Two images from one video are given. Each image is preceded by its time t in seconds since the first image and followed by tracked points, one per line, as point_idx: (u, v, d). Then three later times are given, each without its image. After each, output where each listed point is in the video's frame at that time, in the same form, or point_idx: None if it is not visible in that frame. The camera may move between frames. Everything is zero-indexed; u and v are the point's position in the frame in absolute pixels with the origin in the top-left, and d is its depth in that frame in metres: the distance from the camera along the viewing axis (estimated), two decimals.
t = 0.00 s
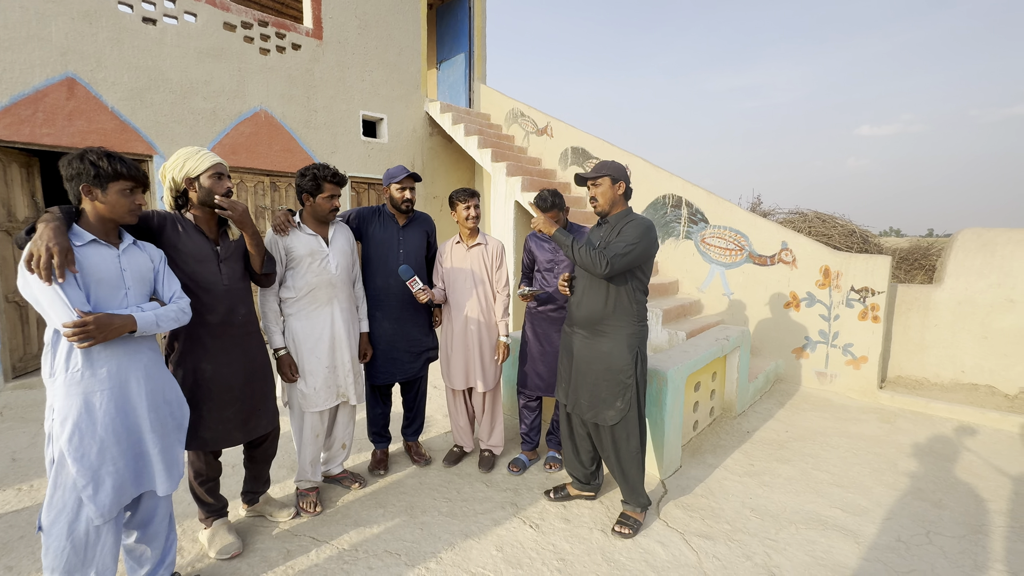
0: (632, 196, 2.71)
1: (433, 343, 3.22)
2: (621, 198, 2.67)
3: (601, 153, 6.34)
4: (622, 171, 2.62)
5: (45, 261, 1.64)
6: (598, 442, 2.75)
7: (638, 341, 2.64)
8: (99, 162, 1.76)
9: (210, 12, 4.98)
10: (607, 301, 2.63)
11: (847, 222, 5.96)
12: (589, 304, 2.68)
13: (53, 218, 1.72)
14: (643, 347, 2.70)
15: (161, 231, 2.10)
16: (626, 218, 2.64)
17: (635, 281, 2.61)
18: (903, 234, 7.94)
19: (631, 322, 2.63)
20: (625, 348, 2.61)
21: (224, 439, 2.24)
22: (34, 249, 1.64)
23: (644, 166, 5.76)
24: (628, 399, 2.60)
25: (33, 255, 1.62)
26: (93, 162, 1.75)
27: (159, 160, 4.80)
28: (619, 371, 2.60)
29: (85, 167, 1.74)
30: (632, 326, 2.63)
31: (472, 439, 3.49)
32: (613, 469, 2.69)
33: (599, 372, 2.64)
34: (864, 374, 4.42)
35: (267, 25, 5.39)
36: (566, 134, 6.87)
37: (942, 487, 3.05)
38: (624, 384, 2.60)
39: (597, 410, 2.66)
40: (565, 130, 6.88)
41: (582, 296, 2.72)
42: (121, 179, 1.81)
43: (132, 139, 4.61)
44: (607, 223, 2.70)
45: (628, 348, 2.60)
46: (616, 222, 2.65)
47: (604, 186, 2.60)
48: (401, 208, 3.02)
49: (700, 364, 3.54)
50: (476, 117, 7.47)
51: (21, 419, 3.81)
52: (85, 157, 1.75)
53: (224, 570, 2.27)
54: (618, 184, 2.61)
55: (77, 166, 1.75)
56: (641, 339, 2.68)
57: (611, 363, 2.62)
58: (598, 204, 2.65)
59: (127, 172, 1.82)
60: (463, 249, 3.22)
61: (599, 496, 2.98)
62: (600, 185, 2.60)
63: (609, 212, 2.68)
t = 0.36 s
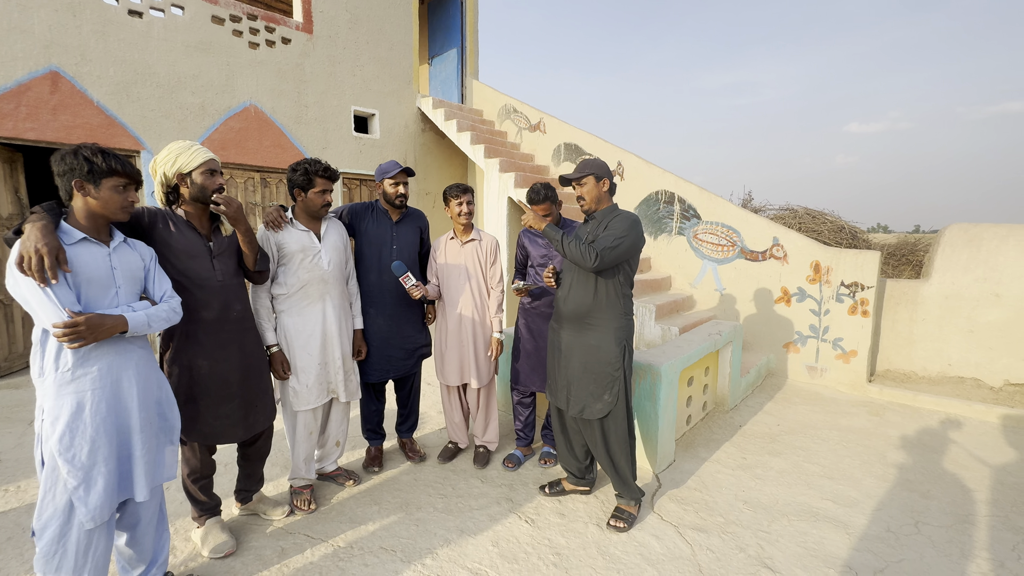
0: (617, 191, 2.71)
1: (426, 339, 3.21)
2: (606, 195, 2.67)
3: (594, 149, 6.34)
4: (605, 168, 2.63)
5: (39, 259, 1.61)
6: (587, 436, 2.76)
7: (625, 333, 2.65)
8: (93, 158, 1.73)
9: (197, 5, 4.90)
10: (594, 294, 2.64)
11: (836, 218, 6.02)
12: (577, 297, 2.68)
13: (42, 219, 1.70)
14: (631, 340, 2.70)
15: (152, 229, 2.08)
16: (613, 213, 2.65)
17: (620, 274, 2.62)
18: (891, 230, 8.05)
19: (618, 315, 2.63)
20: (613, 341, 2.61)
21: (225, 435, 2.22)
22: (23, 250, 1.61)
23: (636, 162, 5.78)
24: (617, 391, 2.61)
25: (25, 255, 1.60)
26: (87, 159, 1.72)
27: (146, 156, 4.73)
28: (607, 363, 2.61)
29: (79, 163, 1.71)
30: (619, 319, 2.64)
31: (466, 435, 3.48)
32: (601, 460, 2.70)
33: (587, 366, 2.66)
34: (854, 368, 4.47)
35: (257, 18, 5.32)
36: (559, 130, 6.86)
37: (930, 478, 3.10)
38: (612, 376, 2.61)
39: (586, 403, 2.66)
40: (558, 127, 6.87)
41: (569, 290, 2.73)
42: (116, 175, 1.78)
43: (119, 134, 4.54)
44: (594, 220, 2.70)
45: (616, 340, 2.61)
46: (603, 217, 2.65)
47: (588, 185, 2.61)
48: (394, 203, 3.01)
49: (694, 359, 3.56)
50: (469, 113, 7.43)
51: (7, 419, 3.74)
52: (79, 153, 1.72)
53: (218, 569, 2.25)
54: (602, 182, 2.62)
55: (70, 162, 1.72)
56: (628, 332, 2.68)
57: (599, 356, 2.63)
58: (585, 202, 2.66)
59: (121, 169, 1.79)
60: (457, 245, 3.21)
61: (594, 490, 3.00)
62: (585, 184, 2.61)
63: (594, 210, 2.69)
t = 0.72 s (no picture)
0: (602, 188, 2.70)
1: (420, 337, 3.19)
2: (593, 192, 2.67)
3: (588, 146, 6.33)
4: (591, 166, 2.61)
5: (34, 262, 1.60)
6: (584, 433, 2.75)
7: (619, 329, 2.66)
8: (79, 156, 1.71)
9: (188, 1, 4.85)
10: (587, 291, 2.64)
11: (830, 215, 6.04)
12: (570, 294, 2.68)
13: (31, 220, 1.67)
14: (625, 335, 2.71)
15: (138, 227, 2.05)
16: (601, 209, 2.65)
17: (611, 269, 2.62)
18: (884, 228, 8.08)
19: (612, 311, 2.64)
20: (607, 337, 2.62)
21: (208, 436, 2.20)
22: (18, 254, 1.59)
23: (631, 160, 5.78)
24: (613, 386, 2.61)
25: (21, 258, 1.58)
26: (74, 156, 1.70)
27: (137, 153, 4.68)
28: (602, 360, 2.61)
29: (65, 162, 1.69)
30: (612, 314, 2.64)
31: (461, 433, 3.47)
32: (598, 459, 2.70)
33: (582, 363, 2.65)
34: (847, 364, 4.49)
35: (248, 14, 5.28)
36: (554, 128, 6.85)
37: (922, 473, 3.12)
38: (608, 373, 2.61)
39: (582, 400, 2.66)
40: (552, 124, 6.86)
41: (562, 288, 2.72)
42: (103, 174, 1.76)
43: (109, 132, 4.50)
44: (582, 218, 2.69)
45: (610, 336, 2.62)
46: (592, 214, 2.65)
47: (575, 184, 2.58)
48: (388, 200, 2.98)
49: (688, 356, 3.56)
50: (463, 110, 7.40)
51: None
52: (64, 152, 1.69)
53: (210, 569, 2.23)
54: (588, 180, 2.60)
55: (57, 161, 1.69)
56: (622, 327, 2.68)
57: (594, 353, 2.63)
58: (572, 201, 2.64)
59: (108, 167, 1.77)
60: (452, 243, 3.20)
61: (589, 487, 2.99)
62: (571, 183, 2.58)
63: (582, 208, 2.69)
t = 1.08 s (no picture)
0: (593, 188, 2.70)
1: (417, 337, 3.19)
2: (582, 193, 2.66)
3: (587, 146, 6.32)
4: (580, 167, 2.60)
5: (35, 265, 1.60)
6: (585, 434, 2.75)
7: (617, 329, 2.65)
8: (73, 158, 1.71)
9: (186, 1, 4.85)
10: (584, 293, 2.62)
11: (831, 215, 6.02)
12: (568, 296, 2.66)
13: (26, 222, 1.67)
14: (623, 334, 2.71)
15: (130, 229, 2.04)
16: (592, 209, 2.64)
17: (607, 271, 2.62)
18: (885, 227, 8.04)
19: (610, 312, 2.64)
20: (606, 338, 2.61)
21: (196, 438, 2.18)
22: (19, 256, 1.59)
23: (630, 159, 5.77)
24: (613, 387, 2.60)
25: (22, 261, 1.58)
26: (68, 157, 1.70)
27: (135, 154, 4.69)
28: (601, 361, 2.60)
29: (59, 164, 1.69)
30: (611, 315, 2.64)
31: (460, 433, 3.47)
32: (598, 460, 2.69)
33: (581, 365, 2.64)
34: (847, 363, 4.48)
35: (247, 14, 5.27)
36: (553, 127, 6.84)
37: (921, 473, 3.11)
38: (607, 374, 2.60)
39: (583, 402, 2.65)
40: (552, 124, 6.85)
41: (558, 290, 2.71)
42: (97, 175, 1.76)
43: (108, 132, 4.50)
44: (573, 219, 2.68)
45: (609, 337, 2.61)
46: (582, 215, 2.64)
47: (563, 185, 2.58)
48: (385, 201, 2.98)
49: (686, 356, 3.55)
50: (462, 109, 7.40)
51: None
52: (58, 154, 1.69)
53: (207, 569, 2.23)
54: (577, 181, 2.59)
55: (50, 164, 1.69)
56: (620, 327, 2.68)
57: (593, 354, 2.62)
58: (560, 202, 2.64)
59: (102, 169, 1.77)
60: (452, 243, 3.20)
61: (587, 488, 2.99)
62: (560, 185, 2.58)
63: (572, 209, 2.68)
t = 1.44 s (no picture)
0: (589, 189, 2.69)
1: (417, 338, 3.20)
2: (578, 195, 2.66)
3: (590, 146, 6.30)
4: (576, 169, 2.60)
5: (40, 266, 1.61)
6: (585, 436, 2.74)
7: (618, 331, 2.64)
8: (74, 162, 1.72)
9: (191, 4, 4.88)
10: (583, 295, 2.62)
11: (836, 215, 5.98)
12: (568, 299, 2.66)
13: (29, 224, 1.68)
14: (625, 337, 2.69)
15: (128, 231, 2.05)
16: (589, 211, 2.64)
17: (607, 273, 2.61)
18: (892, 227, 7.97)
19: (610, 314, 2.62)
20: (606, 340, 2.60)
21: (195, 439, 2.19)
22: (23, 258, 1.61)
23: (633, 160, 5.75)
24: (613, 389, 2.59)
25: (27, 262, 1.59)
26: (69, 161, 1.71)
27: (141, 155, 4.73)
28: (601, 364, 2.60)
29: (61, 168, 1.70)
30: (611, 317, 2.62)
31: (461, 434, 3.47)
32: (598, 462, 2.69)
33: (581, 367, 2.64)
34: (851, 365, 4.44)
35: (251, 16, 5.30)
36: (556, 128, 6.83)
37: (925, 476, 3.08)
38: (607, 376, 2.59)
39: (583, 404, 2.64)
40: (555, 124, 6.84)
41: (558, 292, 2.70)
42: (98, 178, 1.77)
43: (113, 134, 4.54)
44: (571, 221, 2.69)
45: (610, 339, 2.60)
46: (580, 217, 2.64)
47: (558, 187, 2.57)
48: (385, 201, 2.99)
49: (688, 357, 3.53)
50: (466, 110, 7.40)
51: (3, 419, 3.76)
52: (59, 157, 1.71)
53: (207, 569, 2.24)
54: (571, 184, 2.58)
55: (52, 167, 1.70)
56: (621, 329, 2.67)
57: (593, 357, 2.61)
58: (556, 204, 2.63)
59: (103, 172, 1.78)
60: (454, 244, 3.20)
61: (587, 489, 2.98)
62: (555, 187, 2.57)
63: (569, 211, 2.68)
